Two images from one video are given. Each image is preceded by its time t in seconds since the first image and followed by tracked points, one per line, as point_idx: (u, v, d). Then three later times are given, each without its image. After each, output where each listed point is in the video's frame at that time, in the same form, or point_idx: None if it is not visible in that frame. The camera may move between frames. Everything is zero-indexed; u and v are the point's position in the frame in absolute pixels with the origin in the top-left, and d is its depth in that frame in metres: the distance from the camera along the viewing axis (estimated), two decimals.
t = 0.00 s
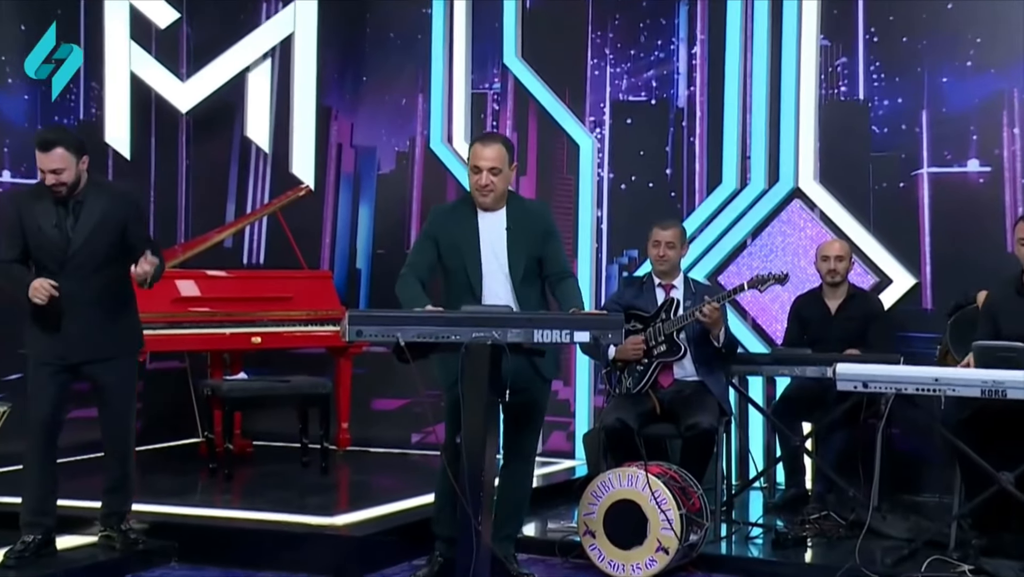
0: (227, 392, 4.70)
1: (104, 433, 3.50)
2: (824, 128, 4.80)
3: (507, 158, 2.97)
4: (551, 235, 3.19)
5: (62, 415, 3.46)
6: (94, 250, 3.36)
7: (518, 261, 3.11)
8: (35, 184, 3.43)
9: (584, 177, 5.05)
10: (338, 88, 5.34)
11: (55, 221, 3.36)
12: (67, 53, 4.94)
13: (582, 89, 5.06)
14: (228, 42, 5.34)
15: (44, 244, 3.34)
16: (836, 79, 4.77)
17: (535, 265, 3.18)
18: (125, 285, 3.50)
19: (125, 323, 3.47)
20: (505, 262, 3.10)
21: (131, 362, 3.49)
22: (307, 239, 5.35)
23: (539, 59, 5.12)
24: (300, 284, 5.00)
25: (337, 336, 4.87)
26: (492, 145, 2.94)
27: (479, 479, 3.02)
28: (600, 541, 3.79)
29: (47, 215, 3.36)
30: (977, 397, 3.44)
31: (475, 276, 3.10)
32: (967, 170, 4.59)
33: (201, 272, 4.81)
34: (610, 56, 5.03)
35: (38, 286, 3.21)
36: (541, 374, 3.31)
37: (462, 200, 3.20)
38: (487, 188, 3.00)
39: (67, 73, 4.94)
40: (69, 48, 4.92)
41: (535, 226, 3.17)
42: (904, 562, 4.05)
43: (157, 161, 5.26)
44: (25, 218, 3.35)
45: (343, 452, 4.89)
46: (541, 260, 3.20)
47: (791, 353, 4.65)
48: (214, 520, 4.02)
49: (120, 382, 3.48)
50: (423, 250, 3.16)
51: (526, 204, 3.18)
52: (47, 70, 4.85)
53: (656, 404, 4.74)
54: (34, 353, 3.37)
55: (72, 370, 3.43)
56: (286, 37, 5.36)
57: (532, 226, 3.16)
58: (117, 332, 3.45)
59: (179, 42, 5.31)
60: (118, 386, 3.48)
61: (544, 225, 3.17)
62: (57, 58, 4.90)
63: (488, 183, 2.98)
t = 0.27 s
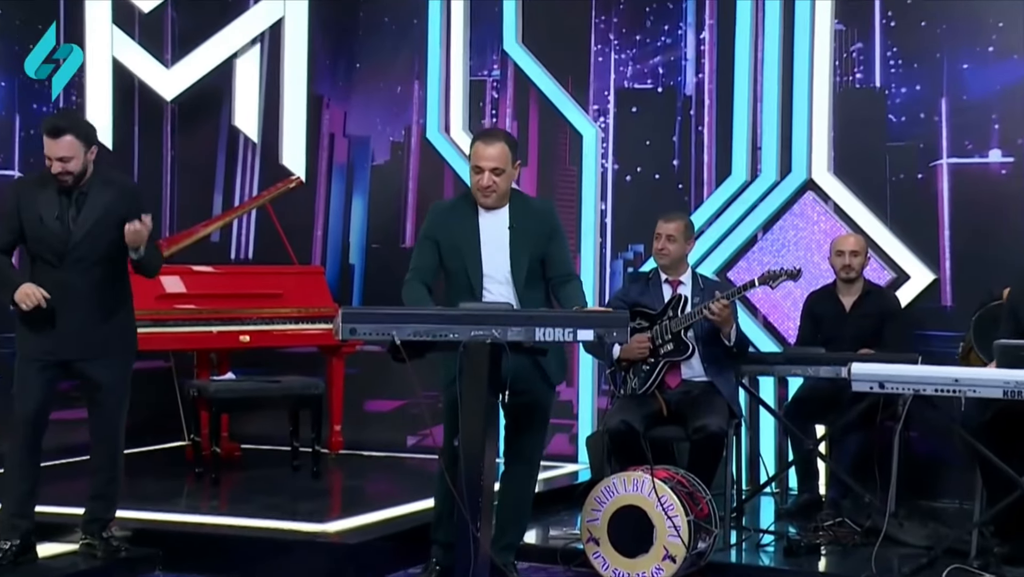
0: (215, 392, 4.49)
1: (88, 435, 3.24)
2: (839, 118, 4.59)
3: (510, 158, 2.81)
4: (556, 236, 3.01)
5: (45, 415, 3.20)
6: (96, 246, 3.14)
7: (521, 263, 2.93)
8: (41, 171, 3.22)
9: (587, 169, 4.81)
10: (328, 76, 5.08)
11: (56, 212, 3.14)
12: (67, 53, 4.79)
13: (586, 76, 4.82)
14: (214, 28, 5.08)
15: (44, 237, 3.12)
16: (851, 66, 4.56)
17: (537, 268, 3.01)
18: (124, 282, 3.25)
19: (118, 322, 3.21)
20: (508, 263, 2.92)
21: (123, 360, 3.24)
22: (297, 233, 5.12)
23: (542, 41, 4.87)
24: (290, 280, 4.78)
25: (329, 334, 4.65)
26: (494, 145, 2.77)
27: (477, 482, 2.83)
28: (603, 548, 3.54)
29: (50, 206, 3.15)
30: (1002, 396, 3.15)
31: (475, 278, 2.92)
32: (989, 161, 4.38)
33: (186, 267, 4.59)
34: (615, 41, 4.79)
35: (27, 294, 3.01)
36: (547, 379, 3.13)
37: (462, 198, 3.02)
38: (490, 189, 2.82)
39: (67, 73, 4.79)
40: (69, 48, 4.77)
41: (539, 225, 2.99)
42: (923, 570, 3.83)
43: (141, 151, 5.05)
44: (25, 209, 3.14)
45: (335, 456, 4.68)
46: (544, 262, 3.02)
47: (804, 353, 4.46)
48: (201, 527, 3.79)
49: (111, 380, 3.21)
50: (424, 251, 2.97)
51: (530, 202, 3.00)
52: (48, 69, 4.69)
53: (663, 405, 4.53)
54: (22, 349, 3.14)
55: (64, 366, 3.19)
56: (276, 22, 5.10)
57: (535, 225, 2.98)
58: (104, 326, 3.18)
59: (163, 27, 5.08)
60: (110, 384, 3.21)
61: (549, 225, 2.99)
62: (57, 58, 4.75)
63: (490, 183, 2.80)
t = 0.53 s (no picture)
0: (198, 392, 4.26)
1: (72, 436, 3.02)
2: (857, 103, 4.34)
3: (509, 143, 2.60)
4: (559, 227, 2.80)
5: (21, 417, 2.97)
6: (88, 239, 2.95)
7: (519, 256, 2.72)
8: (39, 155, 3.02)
9: (592, 158, 4.55)
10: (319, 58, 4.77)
11: (51, 199, 2.94)
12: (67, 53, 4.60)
13: (590, 59, 4.56)
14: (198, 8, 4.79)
15: (36, 225, 2.92)
16: (870, 48, 4.32)
17: (537, 260, 2.80)
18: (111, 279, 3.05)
19: (101, 321, 3.00)
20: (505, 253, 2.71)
21: (107, 358, 3.02)
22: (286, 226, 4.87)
23: (543, 27, 4.60)
24: (279, 275, 4.53)
25: (319, 332, 4.39)
26: (492, 129, 2.56)
27: (475, 485, 2.58)
28: (609, 557, 3.26)
29: (46, 192, 2.94)
30: None
31: (469, 269, 2.72)
32: (1016, 148, 4.13)
33: (170, 260, 4.37)
34: (620, 21, 4.53)
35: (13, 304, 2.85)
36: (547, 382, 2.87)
37: (462, 181, 2.82)
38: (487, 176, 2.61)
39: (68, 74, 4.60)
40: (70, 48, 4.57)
41: (541, 214, 2.78)
42: None
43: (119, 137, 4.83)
44: (20, 195, 2.93)
45: (326, 459, 4.44)
46: (545, 254, 2.81)
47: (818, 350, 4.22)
48: (182, 534, 3.55)
49: (95, 380, 3.00)
50: (416, 236, 2.79)
51: (532, 191, 2.79)
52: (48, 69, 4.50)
53: (672, 407, 4.31)
54: None
55: (48, 365, 2.98)
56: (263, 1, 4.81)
57: (537, 214, 2.76)
58: (84, 324, 2.97)
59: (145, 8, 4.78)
60: (94, 384, 3.00)
61: (552, 215, 2.78)
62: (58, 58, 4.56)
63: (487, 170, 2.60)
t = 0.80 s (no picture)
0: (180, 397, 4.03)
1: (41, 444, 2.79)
2: (877, 92, 4.10)
3: (511, 144, 2.45)
4: (557, 230, 2.61)
5: None
6: (71, 233, 2.72)
7: (513, 260, 2.54)
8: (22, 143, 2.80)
9: (597, 149, 4.30)
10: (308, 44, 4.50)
11: (33, 184, 2.72)
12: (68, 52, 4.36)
13: (596, 44, 4.30)
14: None
15: (18, 214, 2.70)
16: (891, 32, 4.08)
17: (533, 264, 2.61)
18: (89, 277, 2.82)
19: (81, 319, 2.78)
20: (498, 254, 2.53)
21: (81, 359, 2.79)
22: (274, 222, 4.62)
23: (546, 11, 4.34)
24: (265, 271, 4.29)
25: (309, 332, 4.14)
26: (495, 129, 2.41)
27: (474, 494, 2.39)
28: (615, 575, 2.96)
29: (29, 177, 2.73)
30: None
31: (457, 268, 2.54)
32: None
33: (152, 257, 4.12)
34: (628, 4, 4.27)
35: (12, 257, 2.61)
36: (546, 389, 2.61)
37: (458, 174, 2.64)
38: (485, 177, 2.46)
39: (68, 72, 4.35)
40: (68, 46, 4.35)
41: (539, 215, 2.59)
42: None
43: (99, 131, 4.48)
44: None
45: (316, 467, 4.21)
46: (541, 257, 2.63)
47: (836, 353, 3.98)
48: (162, 547, 3.30)
49: (68, 383, 2.77)
50: (404, 230, 2.61)
51: (531, 189, 2.60)
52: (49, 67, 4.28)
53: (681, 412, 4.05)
54: None
55: (17, 367, 2.75)
56: None
57: (534, 215, 2.58)
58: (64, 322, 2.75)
59: None
60: (66, 387, 2.77)
61: (551, 216, 2.59)
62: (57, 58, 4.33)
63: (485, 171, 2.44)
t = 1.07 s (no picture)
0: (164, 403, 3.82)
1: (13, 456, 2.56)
2: (895, 83, 3.91)
3: (500, 153, 2.31)
4: (548, 239, 2.47)
5: None
6: (51, 235, 2.54)
7: (500, 269, 2.40)
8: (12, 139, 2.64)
9: (601, 143, 4.09)
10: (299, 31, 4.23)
11: (14, 180, 2.56)
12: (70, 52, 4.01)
13: (600, 33, 4.09)
14: None
15: None
16: (910, 21, 3.89)
17: (521, 272, 2.47)
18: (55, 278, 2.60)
19: (60, 323, 2.58)
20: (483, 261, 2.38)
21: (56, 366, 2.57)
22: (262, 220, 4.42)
23: None
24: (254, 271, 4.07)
25: (299, 336, 3.96)
26: (485, 137, 2.27)
27: (473, 504, 2.25)
28: None
29: (10, 173, 2.57)
30: None
31: (440, 275, 2.40)
32: None
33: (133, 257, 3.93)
34: None
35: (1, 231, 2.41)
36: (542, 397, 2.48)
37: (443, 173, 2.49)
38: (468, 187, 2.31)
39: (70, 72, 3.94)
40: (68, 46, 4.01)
41: (529, 222, 2.45)
42: None
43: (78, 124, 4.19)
44: None
45: (307, 476, 4.00)
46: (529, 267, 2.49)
47: (853, 357, 3.78)
48: (145, 562, 3.08)
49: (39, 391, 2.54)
50: (386, 228, 2.46)
51: (522, 196, 2.45)
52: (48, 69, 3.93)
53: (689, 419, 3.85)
54: None
55: None
56: None
57: (524, 222, 2.44)
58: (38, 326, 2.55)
59: None
60: (37, 395, 2.54)
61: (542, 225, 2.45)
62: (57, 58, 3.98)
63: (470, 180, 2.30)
